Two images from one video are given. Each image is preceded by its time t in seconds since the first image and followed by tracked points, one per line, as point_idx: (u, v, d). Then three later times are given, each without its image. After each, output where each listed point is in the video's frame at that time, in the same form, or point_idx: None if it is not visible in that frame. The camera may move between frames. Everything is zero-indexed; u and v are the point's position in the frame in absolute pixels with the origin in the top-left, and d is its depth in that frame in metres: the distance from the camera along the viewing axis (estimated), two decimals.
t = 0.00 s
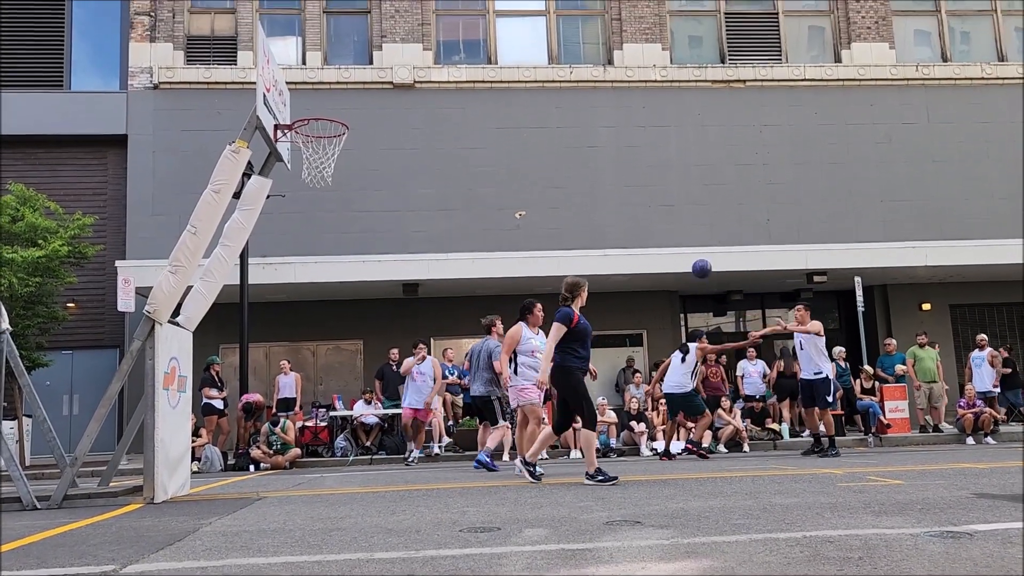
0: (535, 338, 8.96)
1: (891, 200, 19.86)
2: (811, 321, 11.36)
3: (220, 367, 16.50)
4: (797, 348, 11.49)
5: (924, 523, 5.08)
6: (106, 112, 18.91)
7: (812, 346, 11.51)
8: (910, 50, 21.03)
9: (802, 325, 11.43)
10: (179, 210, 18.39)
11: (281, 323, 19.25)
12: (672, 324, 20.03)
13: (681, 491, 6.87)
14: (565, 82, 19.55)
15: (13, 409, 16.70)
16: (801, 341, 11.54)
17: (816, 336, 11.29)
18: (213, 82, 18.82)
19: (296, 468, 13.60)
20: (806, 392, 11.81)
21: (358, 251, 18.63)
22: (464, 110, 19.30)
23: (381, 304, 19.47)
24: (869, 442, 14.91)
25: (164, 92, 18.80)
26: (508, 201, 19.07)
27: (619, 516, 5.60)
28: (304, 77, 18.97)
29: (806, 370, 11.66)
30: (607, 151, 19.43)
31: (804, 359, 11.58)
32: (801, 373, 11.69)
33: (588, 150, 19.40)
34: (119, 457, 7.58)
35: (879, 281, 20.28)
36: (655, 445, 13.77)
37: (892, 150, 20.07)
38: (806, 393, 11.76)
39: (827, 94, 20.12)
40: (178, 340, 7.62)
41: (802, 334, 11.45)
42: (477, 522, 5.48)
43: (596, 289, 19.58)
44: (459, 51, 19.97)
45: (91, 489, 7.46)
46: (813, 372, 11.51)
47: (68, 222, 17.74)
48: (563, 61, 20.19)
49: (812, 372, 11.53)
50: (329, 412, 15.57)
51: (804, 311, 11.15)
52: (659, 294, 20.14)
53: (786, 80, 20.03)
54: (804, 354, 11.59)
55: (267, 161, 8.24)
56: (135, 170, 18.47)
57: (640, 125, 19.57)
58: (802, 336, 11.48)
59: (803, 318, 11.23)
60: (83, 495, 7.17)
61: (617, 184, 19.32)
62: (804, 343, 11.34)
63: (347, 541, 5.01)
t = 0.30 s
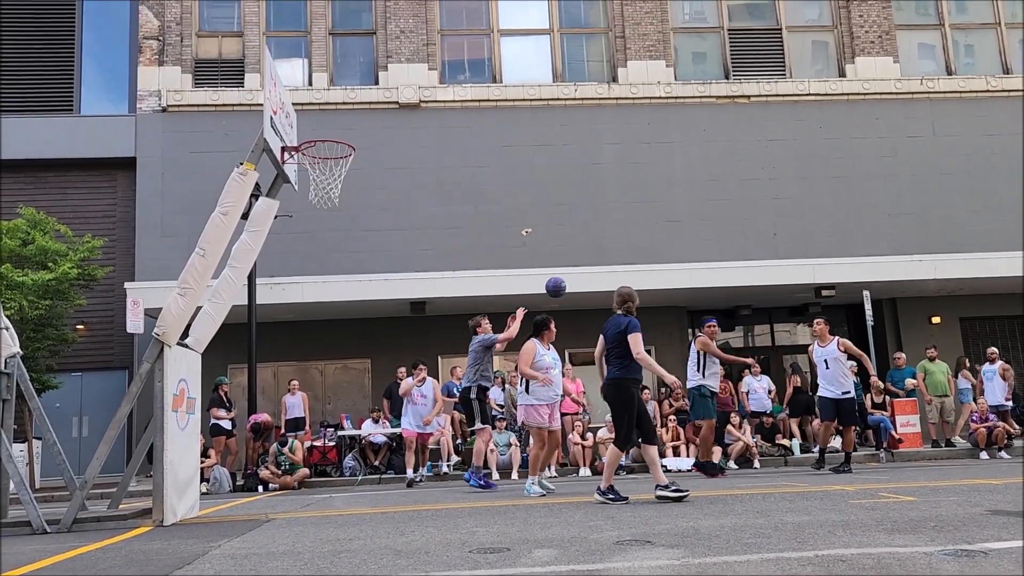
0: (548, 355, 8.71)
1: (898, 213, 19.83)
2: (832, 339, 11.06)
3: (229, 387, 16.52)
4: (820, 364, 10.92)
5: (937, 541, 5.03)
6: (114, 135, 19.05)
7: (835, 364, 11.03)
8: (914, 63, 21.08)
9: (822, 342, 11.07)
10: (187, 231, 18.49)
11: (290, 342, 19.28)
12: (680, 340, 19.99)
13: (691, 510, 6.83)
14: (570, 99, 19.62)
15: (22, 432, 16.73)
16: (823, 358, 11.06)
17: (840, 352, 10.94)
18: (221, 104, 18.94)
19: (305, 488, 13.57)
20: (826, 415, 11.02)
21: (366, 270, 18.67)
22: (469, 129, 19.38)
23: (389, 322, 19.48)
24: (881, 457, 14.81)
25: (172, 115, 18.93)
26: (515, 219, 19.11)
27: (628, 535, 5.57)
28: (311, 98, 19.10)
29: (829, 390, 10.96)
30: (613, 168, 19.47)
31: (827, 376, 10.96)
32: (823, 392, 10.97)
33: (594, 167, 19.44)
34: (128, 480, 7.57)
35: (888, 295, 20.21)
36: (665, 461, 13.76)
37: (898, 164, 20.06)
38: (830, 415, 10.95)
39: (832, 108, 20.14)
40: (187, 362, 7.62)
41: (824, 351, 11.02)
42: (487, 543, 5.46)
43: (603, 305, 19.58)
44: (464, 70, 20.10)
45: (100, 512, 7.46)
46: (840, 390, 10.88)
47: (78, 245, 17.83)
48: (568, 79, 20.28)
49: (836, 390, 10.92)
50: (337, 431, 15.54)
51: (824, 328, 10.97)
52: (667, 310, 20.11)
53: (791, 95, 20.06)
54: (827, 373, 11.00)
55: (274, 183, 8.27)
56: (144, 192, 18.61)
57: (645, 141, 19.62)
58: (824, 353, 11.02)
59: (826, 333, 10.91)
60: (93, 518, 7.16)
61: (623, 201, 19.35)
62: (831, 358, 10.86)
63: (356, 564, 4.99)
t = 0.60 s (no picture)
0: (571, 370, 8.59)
1: (904, 222, 19.79)
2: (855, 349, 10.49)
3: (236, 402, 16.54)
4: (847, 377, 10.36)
5: (950, 552, 4.99)
6: (122, 152, 19.17)
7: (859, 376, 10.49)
8: (919, 72, 21.09)
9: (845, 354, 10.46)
10: (195, 247, 18.57)
11: (297, 357, 19.30)
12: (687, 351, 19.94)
13: (702, 522, 6.80)
14: (574, 111, 19.67)
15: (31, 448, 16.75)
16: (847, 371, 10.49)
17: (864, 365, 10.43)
18: (228, 120, 19.08)
19: (313, 503, 13.55)
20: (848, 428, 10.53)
21: (372, 284, 18.70)
22: (474, 142, 19.44)
23: (396, 336, 19.49)
24: (891, 466, 14.72)
25: (179, 131, 19.08)
26: (521, 231, 19.13)
27: (638, 549, 5.54)
28: (317, 113, 19.18)
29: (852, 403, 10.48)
30: (619, 179, 19.50)
31: (852, 389, 10.47)
32: (846, 406, 10.44)
33: (599, 179, 19.46)
34: (136, 496, 7.56)
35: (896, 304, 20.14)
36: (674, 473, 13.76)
37: (904, 172, 20.04)
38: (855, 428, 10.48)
39: (836, 118, 20.15)
40: (195, 377, 7.64)
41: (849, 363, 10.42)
42: (496, 558, 5.43)
43: (610, 317, 19.55)
44: (469, 84, 20.17)
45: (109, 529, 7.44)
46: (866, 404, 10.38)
47: (86, 261, 17.90)
48: (572, 91, 20.33)
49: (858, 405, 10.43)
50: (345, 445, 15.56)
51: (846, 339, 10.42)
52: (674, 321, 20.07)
53: (795, 105, 20.08)
54: (851, 386, 10.48)
55: (281, 198, 8.31)
56: (152, 208, 18.71)
57: (650, 152, 19.64)
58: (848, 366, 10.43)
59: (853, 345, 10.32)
60: (102, 535, 7.13)
61: (629, 212, 19.37)
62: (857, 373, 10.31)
63: None
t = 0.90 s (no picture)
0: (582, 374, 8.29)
1: (910, 227, 19.74)
2: (879, 347, 9.89)
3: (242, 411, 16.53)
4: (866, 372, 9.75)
5: (960, 560, 4.96)
6: (128, 164, 19.26)
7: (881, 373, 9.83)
8: (923, 77, 21.07)
9: (867, 351, 9.89)
10: (200, 257, 18.62)
11: (303, 366, 19.31)
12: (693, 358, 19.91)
13: (710, 530, 6.78)
14: (578, 119, 19.70)
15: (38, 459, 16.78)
16: (868, 366, 9.87)
17: (888, 362, 9.81)
18: (232, 130, 19.13)
19: (320, 512, 13.54)
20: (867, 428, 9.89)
21: (377, 292, 18.71)
22: (479, 150, 19.47)
23: (402, 344, 19.50)
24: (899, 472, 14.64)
25: (184, 141, 19.15)
26: (525, 239, 19.14)
27: (646, 557, 5.53)
28: (321, 122, 19.23)
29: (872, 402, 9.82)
30: (623, 186, 19.50)
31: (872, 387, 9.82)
32: (863, 404, 9.83)
33: (603, 186, 19.47)
34: (143, 507, 7.55)
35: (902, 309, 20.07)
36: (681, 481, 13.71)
37: (909, 177, 20.01)
38: (875, 428, 9.82)
39: (840, 123, 20.13)
40: (201, 388, 7.63)
41: (870, 358, 9.84)
42: (503, 567, 5.42)
43: (615, 324, 19.54)
44: (473, 92, 20.22)
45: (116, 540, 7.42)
46: (884, 401, 9.71)
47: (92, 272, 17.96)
48: (576, 99, 20.36)
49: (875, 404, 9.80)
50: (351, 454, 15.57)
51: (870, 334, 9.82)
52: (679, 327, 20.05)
53: (800, 111, 20.08)
54: (871, 383, 9.84)
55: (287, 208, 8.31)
56: (158, 218, 18.78)
57: (654, 159, 19.65)
58: (870, 361, 9.84)
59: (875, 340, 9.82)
60: (109, 546, 7.12)
61: (633, 219, 19.36)
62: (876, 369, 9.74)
63: None
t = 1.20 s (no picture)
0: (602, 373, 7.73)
1: (914, 229, 19.72)
2: (906, 346, 9.72)
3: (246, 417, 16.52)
4: (892, 371, 9.58)
5: (967, 563, 4.95)
6: (133, 170, 19.31)
7: (909, 373, 9.66)
8: (926, 79, 21.07)
9: (892, 349, 9.75)
10: (204, 262, 18.65)
11: (307, 371, 19.32)
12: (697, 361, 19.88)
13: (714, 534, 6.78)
14: (581, 123, 19.72)
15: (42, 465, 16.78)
16: (895, 366, 9.73)
17: (914, 361, 9.64)
18: (236, 136, 19.18)
19: (324, 517, 13.53)
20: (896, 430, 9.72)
21: (381, 297, 18.72)
22: (482, 154, 19.50)
23: (405, 349, 19.49)
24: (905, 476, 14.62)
25: (188, 147, 19.20)
26: (529, 243, 19.15)
27: (651, 561, 5.51)
28: (325, 128, 19.27)
29: (901, 404, 9.64)
30: (626, 190, 19.51)
31: (900, 386, 9.61)
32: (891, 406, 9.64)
33: (607, 189, 19.48)
34: (148, 512, 7.54)
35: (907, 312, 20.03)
36: (685, 484, 13.71)
37: (913, 180, 19.98)
38: (902, 431, 9.65)
39: (843, 126, 20.13)
40: (206, 393, 7.65)
41: (896, 358, 9.69)
42: (508, 571, 5.40)
43: (619, 328, 19.53)
44: (475, 97, 20.26)
45: (121, 546, 7.41)
46: (911, 403, 9.53)
47: (97, 278, 17.98)
48: (578, 103, 20.38)
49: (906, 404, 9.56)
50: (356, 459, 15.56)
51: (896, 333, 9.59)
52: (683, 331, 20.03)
53: (803, 113, 20.08)
54: (899, 383, 9.63)
55: (291, 213, 8.33)
56: (162, 224, 18.82)
57: (657, 162, 19.65)
58: (896, 361, 9.69)
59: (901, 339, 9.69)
60: (114, 551, 7.10)
61: (636, 222, 19.36)
62: (904, 368, 9.56)
63: None
